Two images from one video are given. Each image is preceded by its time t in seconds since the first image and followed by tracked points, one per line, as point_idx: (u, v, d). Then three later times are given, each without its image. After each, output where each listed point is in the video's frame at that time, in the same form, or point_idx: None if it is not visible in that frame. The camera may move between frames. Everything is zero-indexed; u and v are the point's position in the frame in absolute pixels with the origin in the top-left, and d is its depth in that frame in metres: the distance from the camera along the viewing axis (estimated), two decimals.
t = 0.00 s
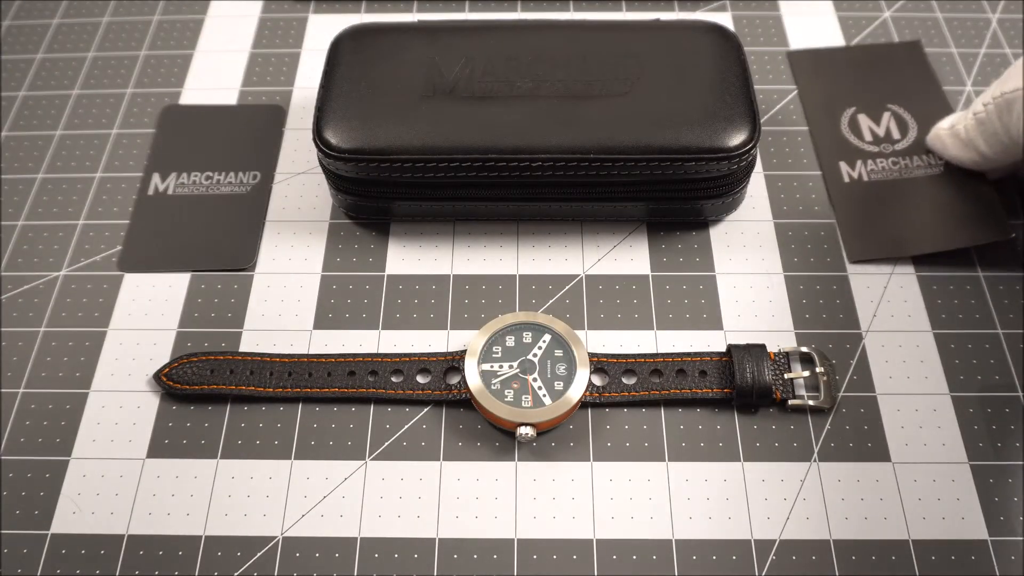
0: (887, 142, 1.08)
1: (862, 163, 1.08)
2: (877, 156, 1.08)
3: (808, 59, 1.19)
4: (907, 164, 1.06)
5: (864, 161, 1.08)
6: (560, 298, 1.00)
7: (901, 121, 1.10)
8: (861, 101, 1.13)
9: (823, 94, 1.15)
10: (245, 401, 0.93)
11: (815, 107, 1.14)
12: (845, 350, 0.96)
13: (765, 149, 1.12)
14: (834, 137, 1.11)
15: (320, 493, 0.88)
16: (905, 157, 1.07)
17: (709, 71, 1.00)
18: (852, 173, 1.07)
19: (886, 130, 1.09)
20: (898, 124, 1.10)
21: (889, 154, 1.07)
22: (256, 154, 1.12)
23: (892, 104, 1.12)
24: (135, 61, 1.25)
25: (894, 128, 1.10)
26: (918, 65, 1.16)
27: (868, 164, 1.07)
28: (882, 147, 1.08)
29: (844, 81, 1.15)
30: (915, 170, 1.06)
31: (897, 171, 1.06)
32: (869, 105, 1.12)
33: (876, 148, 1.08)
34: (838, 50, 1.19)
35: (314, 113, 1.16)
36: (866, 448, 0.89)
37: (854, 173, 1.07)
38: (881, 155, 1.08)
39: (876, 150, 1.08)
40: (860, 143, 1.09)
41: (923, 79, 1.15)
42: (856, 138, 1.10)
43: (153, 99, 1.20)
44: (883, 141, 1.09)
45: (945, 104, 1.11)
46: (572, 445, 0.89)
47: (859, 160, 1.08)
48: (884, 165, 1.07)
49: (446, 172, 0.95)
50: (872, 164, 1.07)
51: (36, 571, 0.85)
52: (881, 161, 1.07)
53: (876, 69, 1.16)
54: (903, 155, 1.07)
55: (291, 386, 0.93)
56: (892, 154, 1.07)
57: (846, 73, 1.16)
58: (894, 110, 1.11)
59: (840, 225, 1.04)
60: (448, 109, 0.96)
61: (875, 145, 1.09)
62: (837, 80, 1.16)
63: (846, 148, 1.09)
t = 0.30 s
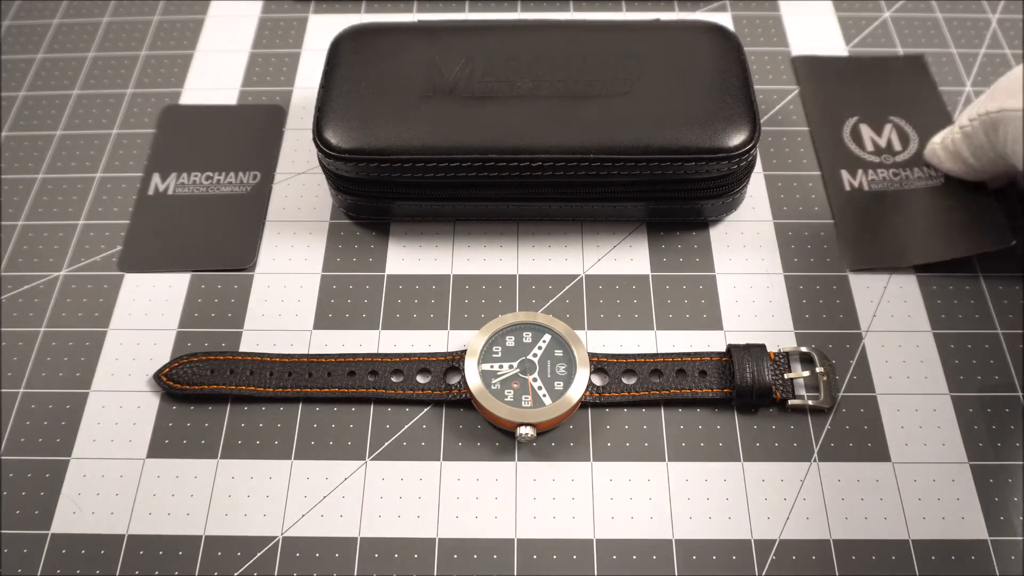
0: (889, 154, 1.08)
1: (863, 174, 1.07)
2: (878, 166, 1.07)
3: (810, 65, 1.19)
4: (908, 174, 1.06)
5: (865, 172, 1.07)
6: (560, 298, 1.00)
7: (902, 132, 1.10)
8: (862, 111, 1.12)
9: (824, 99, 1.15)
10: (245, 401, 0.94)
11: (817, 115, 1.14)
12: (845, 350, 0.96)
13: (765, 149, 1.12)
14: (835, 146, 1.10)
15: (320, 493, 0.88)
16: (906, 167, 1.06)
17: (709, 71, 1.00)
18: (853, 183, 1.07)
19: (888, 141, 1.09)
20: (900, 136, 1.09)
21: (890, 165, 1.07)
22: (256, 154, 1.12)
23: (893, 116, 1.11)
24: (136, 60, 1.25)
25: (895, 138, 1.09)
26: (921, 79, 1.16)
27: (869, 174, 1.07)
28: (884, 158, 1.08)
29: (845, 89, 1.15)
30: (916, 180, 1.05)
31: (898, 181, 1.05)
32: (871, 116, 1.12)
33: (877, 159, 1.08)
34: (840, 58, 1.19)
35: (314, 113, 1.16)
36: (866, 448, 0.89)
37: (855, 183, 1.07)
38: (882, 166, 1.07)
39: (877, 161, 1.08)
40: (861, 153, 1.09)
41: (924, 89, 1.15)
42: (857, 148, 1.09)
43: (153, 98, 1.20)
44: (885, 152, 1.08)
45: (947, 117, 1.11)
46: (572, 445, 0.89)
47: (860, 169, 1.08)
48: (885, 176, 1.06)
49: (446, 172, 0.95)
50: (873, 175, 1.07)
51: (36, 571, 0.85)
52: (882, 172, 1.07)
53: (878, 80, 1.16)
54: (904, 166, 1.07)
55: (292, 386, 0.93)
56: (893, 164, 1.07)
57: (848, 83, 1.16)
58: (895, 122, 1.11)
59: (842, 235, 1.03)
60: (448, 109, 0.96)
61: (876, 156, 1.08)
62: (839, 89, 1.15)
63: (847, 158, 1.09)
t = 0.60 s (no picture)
0: (888, 157, 1.08)
1: (863, 176, 1.07)
2: (877, 168, 1.07)
3: (811, 65, 1.19)
4: (907, 177, 1.06)
5: (865, 174, 1.07)
6: (560, 298, 1.00)
7: (901, 136, 1.10)
8: (864, 114, 1.12)
9: (825, 100, 1.15)
10: (245, 401, 0.94)
11: (819, 116, 1.14)
12: (845, 350, 0.96)
13: (765, 149, 1.12)
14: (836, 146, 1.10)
15: (320, 493, 0.88)
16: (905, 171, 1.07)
17: (710, 71, 1.00)
18: (853, 184, 1.07)
19: (888, 146, 1.09)
20: (901, 141, 1.09)
21: (889, 168, 1.07)
22: (256, 154, 1.12)
23: (894, 119, 1.12)
24: (136, 60, 1.25)
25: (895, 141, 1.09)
26: (921, 80, 1.16)
27: (869, 176, 1.07)
28: (883, 161, 1.08)
29: (846, 90, 1.15)
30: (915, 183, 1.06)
31: (897, 184, 1.06)
32: (872, 117, 1.12)
33: (876, 162, 1.08)
34: (842, 60, 1.19)
35: (314, 113, 1.16)
36: (866, 448, 0.89)
37: (855, 184, 1.07)
38: (882, 169, 1.07)
39: (877, 164, 1.08)
40: (862, 156, 1.09)
41: (925, 91, 1.15)
42: (858, 150, 1.10)
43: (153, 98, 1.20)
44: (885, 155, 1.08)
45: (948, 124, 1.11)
46: (572, 445, 0.89)
47: (860, 171, 1.08)
48: (884, 179, 1.06)
49: (446, 172, 0.95)
50: (872, 177, 1.07)
51: (36, 571, 0.85)
52: (881, 175, 1.07)
53: (879, 84, 1.15)
54: (904, 169, 1.07)
55: (291, 387, 0.93)
56: (892, 167, 1.07)
57: (850, 86, 1.16)
58: (897, 125, 1.11)
59: (841, 235, 1.03)
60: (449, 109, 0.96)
61: (876, 159, 1.08)
62: (840, 92, 1.15)
63: (848, 159, 1.09)
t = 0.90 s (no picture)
0: (888, 158, 1.08)
1: (862, 177, 1.07)
2: (877, 169, 1.07)
3: (811, 65, 1.19)
4: (907, 178, 1.06)
5: (865, 175, 1.07)
6: (560, 298, 1.00)
7: (902, 135, 1.10)
8: (863, 115, 1.12)
9: (825, 100, 1.15)
10: (245, 401, 0.94)
11: (819, 116, 1.13)
12: (845, 349, 0.96)
13: (765, 149, 1.12)
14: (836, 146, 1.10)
15: (320, 493, 0.88)
16: (904, 172, 1.06)
17: (710, 71, 1.00)
18: (853, 185, 1.07)
19: (888, 146, 1.09)
20: (900, 141, 1.09)
21: (889, 169, 1.07)
22: (256, 154, 1.12)
23: (894, 119, 1.12)
24: (136, 60, 1.25)
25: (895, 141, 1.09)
26: (921, 80, 1.16)
27: (869, 176, 1.07)
28: (883, 162, 1.08)
29: (846, 90, 1.15)
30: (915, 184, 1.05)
31: (897, 185, 1.05)
32: (872, 117, 1.12)
33: (876, 163, 1.08)
34: (842, 59, 1.19)
35: (314, 113, 1.16)
36: (866, 448, 0.89)
37: (855, 185, 1.07)
38: (882, 169, 1.07)
39: (876, 165, 1.08)
40: (862, 156, 1.09)
41: (925, 91, 1.15)
42: (858, 150, 1.10)
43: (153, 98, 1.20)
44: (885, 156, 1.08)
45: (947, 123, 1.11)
46: (572, 445, 0.89)
47: (860, 171, 1.08)
48: (883, 180, 1.06)
49: (446, 172, 0.95)
50: (872, 177, 1.07)
51: (36, 571, 0.85)
52: (881, 176, 1.07)
53: (879, 84, 1.15)
54: (903, 169, 1.07)
55: (291, 387, 0.93)
56: (892, 167, 1.07)
57: (849, 86, 1.16)
58: (897, 125, 1.11)
59: (841, 235, 1.03)
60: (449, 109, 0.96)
61: (876, 160, 1.08)
62: (840, 92, 1.15)
63: (848, 160, 1.09)
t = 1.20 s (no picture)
0: (888, 159, 1.08)
1: (862, 177, 1.07)
2: (877, 169, 1.07)
3: (811, 66, 1.19)
4: (906, 179, 1.06)
5: (864, 175, 1.07)
6: (560, 298, 1.00)
7: (902, 136, 1.10)
8: (863, 115, 1.12)
9: (825, 100, 1.15)
10: (245, 401, 0.94)
11: (818, 116, 1.13)
12: (845, 349, 0.96)
13: (765, 149, 1.12)
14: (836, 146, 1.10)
15: (320, 493, 0.88)
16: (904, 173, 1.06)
17: (709, 71, 1.00)
18: (852, 185, 1.07)
19: (887, 146, 1.09)
20: (900, 141, 1.09)
21: (888, 170, 1.07)
22: (256, 154, 1.12)
23: (893, 120, 1.12)
24: (136, 60, 1.25)
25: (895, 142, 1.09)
26: (921, 80, 1.16)
27: (869, 176, 1.07)
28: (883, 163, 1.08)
29: (845, 91, 1.15)
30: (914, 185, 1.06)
31: (896, 185, 1.05)
32: (871, 117, 1.12)
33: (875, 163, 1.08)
34: (841, 60, 1.19)
35: (314, 113, 1.16)
36: (866, 448, 0.89)
37: (854, 185, 1.07)
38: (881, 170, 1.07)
39: (876, 166, 1.08)
40: (861, 157, 1.09)
41: (925, 92, 1.15)
42: (857, 151, 1.10)
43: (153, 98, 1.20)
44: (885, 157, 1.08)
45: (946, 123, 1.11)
46: (572, 445, 0.89)
47: (859, 172, 1.08)
48: (883, 181, 1.06)
49: (446, 172, 0.95)
50: (871, 178, 1.07)
51: (36, 571, 0.85)
52: (881, 177, 1.07)
53: (879, 85, 1.15)
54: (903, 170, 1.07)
55: (291, 387, 0.93)
56: (892, 168, 1.07)
57: (849, 86, 1.16)
58: (896, 126, 1.11)
59: (841, 235, 1.03)
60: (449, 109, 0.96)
61: (876, 160, 1.08)
62: (840, 92, 1.15)
63: (848, 160, 1.09)
